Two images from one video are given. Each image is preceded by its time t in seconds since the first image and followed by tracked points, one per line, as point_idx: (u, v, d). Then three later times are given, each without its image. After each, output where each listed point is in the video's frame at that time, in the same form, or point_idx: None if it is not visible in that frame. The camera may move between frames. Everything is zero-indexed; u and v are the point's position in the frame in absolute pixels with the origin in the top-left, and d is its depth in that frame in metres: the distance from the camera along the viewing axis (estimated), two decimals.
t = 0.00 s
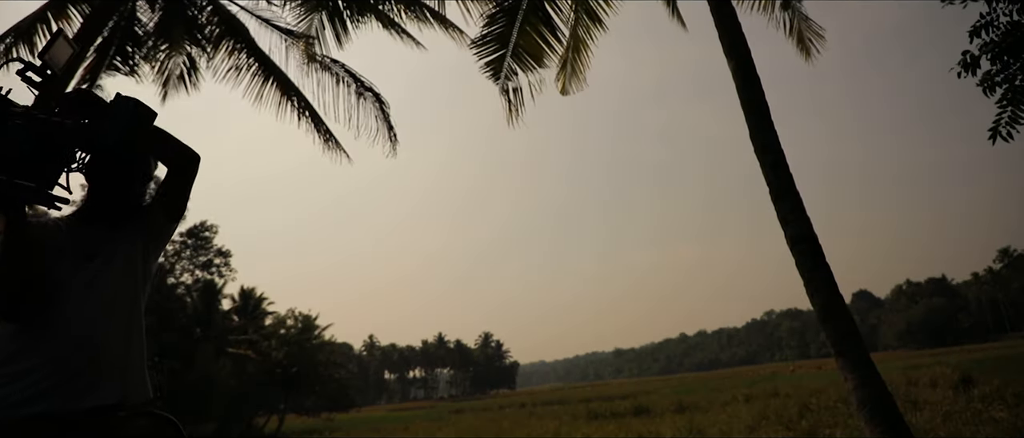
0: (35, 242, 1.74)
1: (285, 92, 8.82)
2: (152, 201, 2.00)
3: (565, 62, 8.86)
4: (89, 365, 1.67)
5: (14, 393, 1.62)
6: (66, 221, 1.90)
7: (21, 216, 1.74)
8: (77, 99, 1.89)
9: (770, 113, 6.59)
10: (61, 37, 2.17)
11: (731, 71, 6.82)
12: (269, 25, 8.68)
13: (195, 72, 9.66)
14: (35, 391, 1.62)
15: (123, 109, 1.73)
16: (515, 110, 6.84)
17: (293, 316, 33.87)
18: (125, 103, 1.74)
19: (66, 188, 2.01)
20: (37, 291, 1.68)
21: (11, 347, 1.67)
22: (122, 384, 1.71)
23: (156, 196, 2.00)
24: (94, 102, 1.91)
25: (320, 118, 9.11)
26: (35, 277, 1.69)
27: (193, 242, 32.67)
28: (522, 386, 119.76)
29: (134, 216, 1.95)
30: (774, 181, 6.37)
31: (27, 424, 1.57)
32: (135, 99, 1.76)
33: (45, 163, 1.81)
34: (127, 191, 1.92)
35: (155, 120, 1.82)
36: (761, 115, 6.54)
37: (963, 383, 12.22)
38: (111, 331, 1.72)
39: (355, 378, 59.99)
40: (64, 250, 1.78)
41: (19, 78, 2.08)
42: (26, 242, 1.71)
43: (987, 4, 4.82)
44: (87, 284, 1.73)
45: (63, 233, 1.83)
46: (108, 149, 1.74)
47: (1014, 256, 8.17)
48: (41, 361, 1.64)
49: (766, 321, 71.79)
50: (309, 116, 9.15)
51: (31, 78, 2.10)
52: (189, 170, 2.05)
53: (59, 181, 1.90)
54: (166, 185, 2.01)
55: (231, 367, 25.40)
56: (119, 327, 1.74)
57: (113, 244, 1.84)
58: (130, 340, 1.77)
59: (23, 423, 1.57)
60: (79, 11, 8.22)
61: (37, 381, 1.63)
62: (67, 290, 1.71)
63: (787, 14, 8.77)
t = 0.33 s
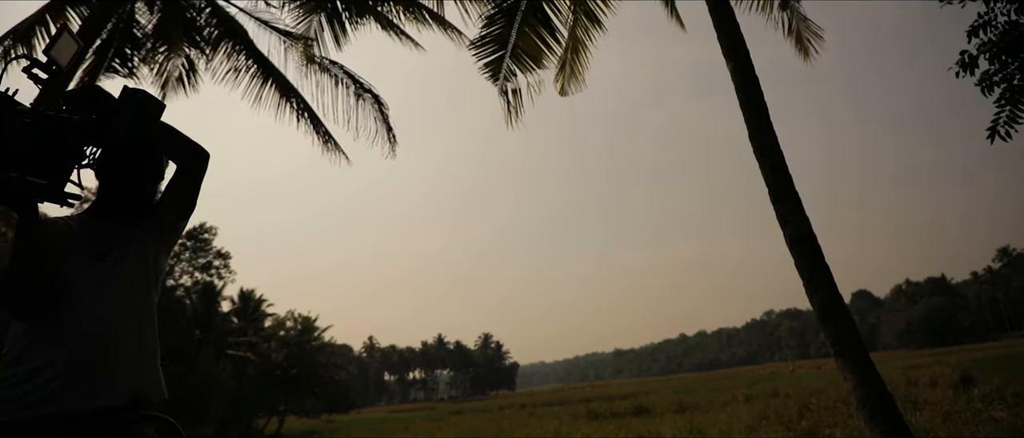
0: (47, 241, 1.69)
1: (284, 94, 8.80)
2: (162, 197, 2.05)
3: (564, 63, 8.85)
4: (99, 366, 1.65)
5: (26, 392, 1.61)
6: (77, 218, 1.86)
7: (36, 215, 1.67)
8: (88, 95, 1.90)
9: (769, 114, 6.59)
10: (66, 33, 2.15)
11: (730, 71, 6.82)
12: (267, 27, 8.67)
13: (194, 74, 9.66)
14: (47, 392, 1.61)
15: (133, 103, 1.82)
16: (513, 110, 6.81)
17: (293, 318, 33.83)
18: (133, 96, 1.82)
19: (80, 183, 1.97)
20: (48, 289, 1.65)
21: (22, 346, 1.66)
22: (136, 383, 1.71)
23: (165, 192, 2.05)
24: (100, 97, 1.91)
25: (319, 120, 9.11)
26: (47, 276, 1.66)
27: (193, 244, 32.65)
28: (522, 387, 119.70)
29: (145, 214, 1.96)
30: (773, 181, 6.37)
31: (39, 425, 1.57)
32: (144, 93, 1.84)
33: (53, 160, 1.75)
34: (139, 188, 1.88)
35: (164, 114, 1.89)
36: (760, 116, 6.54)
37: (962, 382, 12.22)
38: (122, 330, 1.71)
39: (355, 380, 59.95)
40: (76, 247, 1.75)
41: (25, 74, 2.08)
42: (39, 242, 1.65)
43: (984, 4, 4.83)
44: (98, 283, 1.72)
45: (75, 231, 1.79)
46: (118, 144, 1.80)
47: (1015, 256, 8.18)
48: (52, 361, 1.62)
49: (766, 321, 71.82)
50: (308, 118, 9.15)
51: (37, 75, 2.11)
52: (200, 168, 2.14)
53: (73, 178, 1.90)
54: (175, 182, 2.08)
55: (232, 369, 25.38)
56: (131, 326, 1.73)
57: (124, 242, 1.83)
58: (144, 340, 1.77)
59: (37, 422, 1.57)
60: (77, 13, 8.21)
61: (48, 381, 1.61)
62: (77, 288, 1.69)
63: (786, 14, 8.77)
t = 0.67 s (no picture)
0: (54, 242, 1.72)
1: (284, 97, 8.81)
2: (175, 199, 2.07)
3: (563, 64, 8.86)
4: (113, 369, 1.67)
5: (39, 397, 1.63)
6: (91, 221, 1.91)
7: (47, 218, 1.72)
8: (94, 99, 1.90)
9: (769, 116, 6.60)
10: (74, 33, 2.16)
11: (729, 73, 6.84)
12: (267, 30, 8.70)
13: (193, 77, 9.65)
14: (60, 397, 1.62)
15: (143, 101, 1.74)
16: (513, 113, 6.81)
17: (293, 321, 33.78)
18: (142, 94, 1.74)
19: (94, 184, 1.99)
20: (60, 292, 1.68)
21: (35, 349, 1.68)
22: (150, 388, 1.72)
23: (177, 196, 2.07)
24: (109, 96, 1.93)
25: (319, 123, 9.11)
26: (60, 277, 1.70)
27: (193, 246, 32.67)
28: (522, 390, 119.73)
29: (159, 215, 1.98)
30: (773, 183, 6.38)
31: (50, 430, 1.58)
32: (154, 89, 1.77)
33: (64, 160, 1.75)
34: (150, 186, 1.92)
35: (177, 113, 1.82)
36: (760, 118, 6.55)
37: (962, 383, 12.21)
38: (135, 333, 1.72)
39: (355, 383, 59.85)
40: (87, 249, 1.78)
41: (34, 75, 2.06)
42: (47, 243, 1.69)
43: (983, 5, 4.84)
44: (109, 284, 1.74)
45: (90, 232, 1.84)
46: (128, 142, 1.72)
47: (1014, 256, 8.19)
48: (63, 364, 1.64)
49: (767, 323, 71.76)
50: (308, 121, 9.15)
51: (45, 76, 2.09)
52: (213, 168, 2.15)
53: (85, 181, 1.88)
54: (188, 185, 2.08)
55: (231, 372, 25.33)
56: (144, 329, 1.74)
57: (137, 244, 1.85)
58: (158, 344, 1.78)
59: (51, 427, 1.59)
60: (76, 17, 8.22)
61: (61, 386, 1.63)
62: (87, 289, 1.72)
63: (784, 16, 8.78)
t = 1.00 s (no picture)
0: (73, 249, 1.77)
1: (284, 98, 8.82)
2: (197, 206, 2.01)
3: (563, 66, 8.85)
4: (135, 373, 1.70)
5: (62, 401, 1.65)
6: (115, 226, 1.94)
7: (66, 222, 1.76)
8: (119, 103, 1.83)
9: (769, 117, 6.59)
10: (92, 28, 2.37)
11: (729, 74, 6.83)
12: (267, 32, 8.70)
13: (194, 79, 9.64)
14: (84, 401, 1.64)
15: (158, 102, 1.70)
16: (513, 114, 6.82)
17: (293, 322, 33.80)
18: (161, 97, 1.69)
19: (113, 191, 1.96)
20: (82, 296, 1.72)
21: (60, 352, 1.70)
22: (175, 393, 1.75)
23: (202, 201, 2.01)
24: (132, 98, 1.84)
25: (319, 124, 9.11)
26: (83, 283, 1.73)
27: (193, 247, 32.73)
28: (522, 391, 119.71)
29: (183, 218, 1.99)
30: (773, 184, 6.37)
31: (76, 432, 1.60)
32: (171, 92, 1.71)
33: (84, 164, 1.74)
34: (174, 188, 1.87)
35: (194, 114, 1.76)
36: (760, 119, 6.54)
37: (962, 385, 12.22)
38: (160, 338, 1.75)
39: (355, 384, 59.90)
40: (110, 254, 1.82)
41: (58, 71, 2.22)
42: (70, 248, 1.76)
43: (983, 6, 4.83)
44: (130, 289, 1.78)
45: (112, 238, 1.87)
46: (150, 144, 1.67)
47: (1014, 257, 8.21)
48: (85, 368, 1.67)
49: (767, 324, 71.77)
50: (308, 122, 9.15)
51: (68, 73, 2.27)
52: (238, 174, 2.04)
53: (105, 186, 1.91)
54: (212, 192, 2.00)
55: (231, 374, 25.32)
56: (171, 334, 1.78)
57: (159, 248, 1.89)
58: (181, 349, 1.81)
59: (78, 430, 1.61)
60: (77, 19, 8.22)
61: (83, 390, 1.65)
62: (108, 293, 1.76)
63: (784, 17, 8.79)
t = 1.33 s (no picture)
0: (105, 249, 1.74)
1: (285, 100, 8.82)
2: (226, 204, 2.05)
3: (563, 67, 8.84)
4: (172, 376, 1.69)
5: (96, 404, 1.62)
6: (143, 226, 1.91)
7: (97, 223, 1.76)
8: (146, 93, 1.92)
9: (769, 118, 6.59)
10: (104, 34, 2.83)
11: (729, 75, 6.84)
12: (268, 34, 8.71)
13: (194, 80, 9.64)
14: (121, 404, 1.62)
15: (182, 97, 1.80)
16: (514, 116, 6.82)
17: (293, 324, 33.74)
18: (189, 90, 1.81)
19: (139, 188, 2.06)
20: (116, 297, 1.71)
21: (94, 356, 1.68)
22: (209, 394, 1.77)
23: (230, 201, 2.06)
24: (159, 93, 1.94)
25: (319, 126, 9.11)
26: (115, 284, 1.72)
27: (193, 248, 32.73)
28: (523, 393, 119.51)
29: (213, 218, 2.01)
30: (773, 186, 6.37)
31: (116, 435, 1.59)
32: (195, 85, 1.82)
33: (118, 164, 1.91)
34: (202, 184, 1.91)
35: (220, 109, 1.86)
36: (760, 121, 6.54)
37: (963, 386, 12.19)
38: (194, 340, 1.76)
39: (355, 386, 59.75)
40: (140, 254, 1.79)
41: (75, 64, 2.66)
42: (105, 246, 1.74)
43: (983, 8, 4.83)
44: (165, 292, 1.77)
45: (141, 239, 1.83)
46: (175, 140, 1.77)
47: (1015, 258, 8.21)
48: (119, 371, 1.64)
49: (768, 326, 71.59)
50: (308, 123, 9.15)
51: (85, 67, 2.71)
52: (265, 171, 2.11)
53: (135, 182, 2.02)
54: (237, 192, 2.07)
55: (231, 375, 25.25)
56: (204, 333, 1.79)
57: (191, 248, 1.89)
58: (215, 349, 1.83)
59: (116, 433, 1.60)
60: (78, 20, 8.22)
61: (120, 393, 1.62)
62: (141, 295, 1.74)
63: (785, 18, 8.79)
